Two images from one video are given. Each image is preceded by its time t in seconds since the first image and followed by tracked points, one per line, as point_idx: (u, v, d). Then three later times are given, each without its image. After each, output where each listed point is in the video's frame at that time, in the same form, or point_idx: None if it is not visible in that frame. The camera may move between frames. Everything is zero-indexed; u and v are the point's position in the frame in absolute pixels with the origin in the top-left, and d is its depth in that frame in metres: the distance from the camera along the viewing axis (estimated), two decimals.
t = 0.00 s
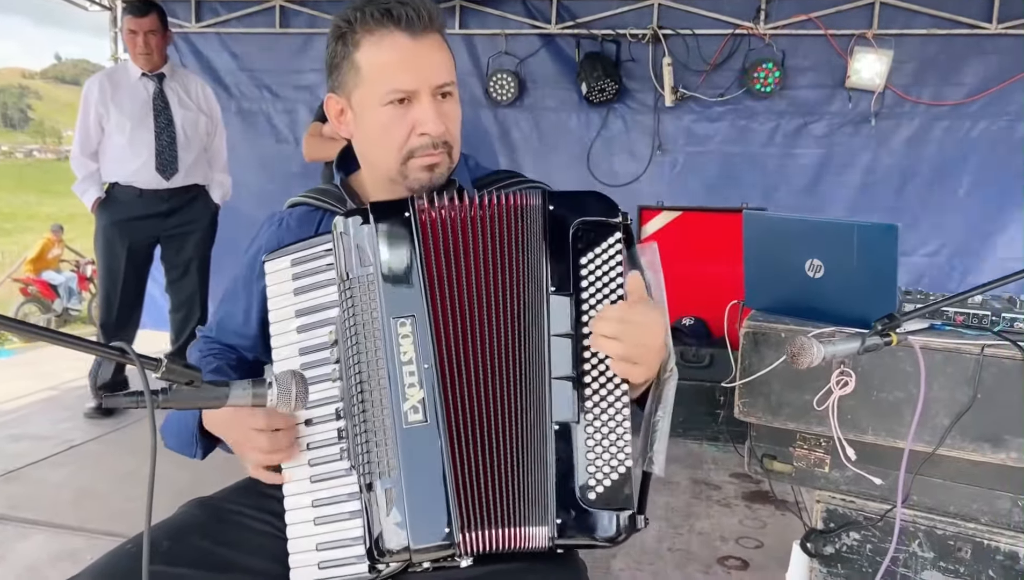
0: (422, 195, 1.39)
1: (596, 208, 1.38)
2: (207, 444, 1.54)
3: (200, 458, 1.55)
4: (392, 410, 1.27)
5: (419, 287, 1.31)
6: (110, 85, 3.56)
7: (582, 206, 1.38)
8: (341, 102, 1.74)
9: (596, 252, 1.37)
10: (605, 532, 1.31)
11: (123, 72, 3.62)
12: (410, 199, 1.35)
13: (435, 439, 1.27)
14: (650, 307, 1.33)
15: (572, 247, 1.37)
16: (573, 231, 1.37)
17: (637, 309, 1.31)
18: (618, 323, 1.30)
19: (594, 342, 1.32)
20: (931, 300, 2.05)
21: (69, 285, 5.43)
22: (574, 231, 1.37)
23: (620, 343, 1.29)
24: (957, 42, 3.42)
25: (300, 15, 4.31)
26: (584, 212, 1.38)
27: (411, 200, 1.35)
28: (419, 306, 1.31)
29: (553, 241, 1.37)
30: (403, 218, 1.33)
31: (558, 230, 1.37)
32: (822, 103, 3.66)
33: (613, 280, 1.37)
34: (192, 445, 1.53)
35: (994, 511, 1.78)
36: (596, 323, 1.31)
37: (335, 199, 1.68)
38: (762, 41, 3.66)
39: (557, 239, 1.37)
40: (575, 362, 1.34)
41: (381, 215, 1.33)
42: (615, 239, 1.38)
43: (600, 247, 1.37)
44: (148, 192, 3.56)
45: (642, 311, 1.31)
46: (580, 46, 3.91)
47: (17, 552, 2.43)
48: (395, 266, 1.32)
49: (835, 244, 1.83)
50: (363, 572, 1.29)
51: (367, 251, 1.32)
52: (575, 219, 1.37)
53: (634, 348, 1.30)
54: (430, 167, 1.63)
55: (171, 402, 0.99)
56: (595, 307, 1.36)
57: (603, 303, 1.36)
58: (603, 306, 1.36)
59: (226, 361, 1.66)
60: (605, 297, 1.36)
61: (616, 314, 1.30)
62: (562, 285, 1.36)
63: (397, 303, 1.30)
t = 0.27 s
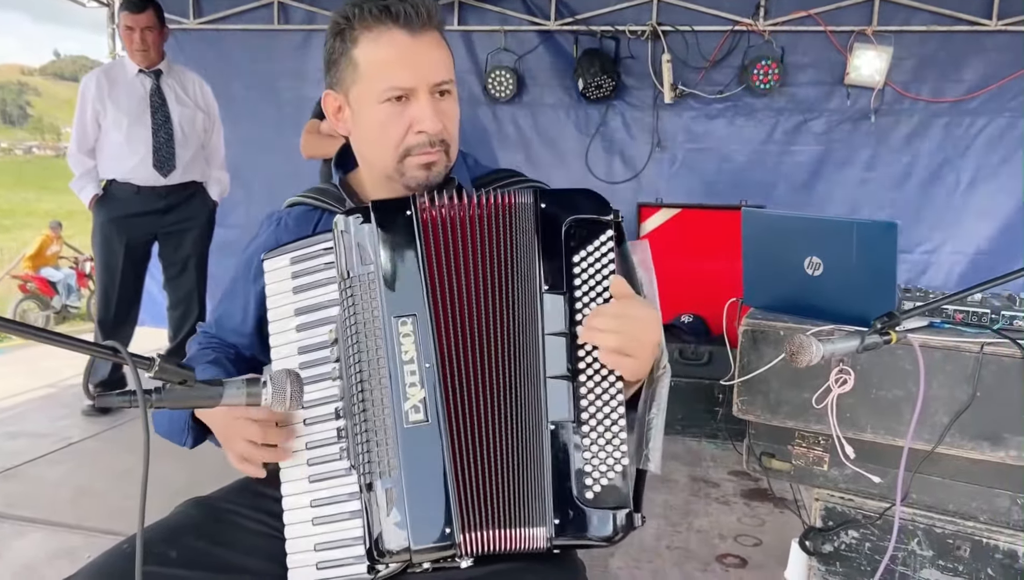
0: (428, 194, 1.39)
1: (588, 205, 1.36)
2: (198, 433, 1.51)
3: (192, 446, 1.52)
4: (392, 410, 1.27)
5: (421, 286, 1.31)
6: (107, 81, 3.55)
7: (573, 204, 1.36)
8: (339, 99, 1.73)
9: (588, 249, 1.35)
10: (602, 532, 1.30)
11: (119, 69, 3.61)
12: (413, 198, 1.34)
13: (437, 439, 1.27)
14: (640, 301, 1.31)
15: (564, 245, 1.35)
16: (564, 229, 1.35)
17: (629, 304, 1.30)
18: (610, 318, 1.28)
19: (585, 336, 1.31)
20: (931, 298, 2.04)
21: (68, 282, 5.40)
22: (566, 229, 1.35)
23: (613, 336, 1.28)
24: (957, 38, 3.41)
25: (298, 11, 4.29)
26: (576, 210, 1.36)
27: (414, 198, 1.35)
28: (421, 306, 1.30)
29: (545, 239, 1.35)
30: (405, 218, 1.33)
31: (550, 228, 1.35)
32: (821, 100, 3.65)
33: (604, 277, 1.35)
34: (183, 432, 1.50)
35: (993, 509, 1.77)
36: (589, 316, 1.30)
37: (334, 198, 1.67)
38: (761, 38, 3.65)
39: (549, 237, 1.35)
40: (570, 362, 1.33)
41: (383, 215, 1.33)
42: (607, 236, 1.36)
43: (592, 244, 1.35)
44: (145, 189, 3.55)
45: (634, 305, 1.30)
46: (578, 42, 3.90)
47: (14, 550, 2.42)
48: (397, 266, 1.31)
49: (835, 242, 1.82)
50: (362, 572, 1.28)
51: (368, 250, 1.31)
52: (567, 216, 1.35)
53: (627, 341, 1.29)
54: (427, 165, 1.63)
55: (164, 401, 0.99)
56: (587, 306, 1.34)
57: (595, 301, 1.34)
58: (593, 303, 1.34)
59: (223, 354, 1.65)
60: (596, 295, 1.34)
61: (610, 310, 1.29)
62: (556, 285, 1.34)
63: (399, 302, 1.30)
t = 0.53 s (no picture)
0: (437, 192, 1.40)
1: (599, 208, 1.37)
2: (191, 428, 1.50)
3: (184, 440, 1.52)
4: (404, 410, 1.27)
5: (429, 284, 1.31)
6: (102, 77, 3.53)
7: (585, 206, 1.37)
8: (339, 92, 1.72)
9: (596, 251, 1.36)
10: (599, 536, 1.29)
11: (116, 66, 3.60)
12: (424, 196, 1.35)
13: (447, 437, 1.26)
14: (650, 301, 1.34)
15: (573, 246, 1.36)
16: (573, 230, 1.36)
17: (637, 303, 1.32)
18: (621, 319, 1.31)
19: (589, 338, 1.32)
20: (929, 296, 2.04)
21: (65, 279, 5.40)
22: (575, 230, 1.36)
23: (620, 340, 1.30)
24: (956, 35, 3.40)
25: (296, 7, 4.27)
26: (585, 211, 1.37)
27: (427, 196, 1.35)
28: (433, 305, 1.31)
29: (555, 239, 1.36)
30: (416, 216, 1.34)
31: (559, 229, 1.36)
32: (820, 97, 3.64)
33: (612, 279, 1.35)
34: (174, 425, 1.50)
35: (991, 508, 1.77)
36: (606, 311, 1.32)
37: (332, 196, 1.66)
38: (760, 34, 3.63)
39: (557, 238, 1.36)
40: (574, 361, 1.33)
41: (394, 213, 1.33)
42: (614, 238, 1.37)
43: (603, 246, 1.36)
44: (142, 186, 3.54)
45: (647, 306, 1.32)
46: (577, 39, 3.89)
47: (9, 548, 2.41)
48: (406, 267, 1.31)
49: (835, 241, 1.82)
50: (363, 572, 1.28)
51: (378, 247, 1.32)
52: (577, 218, 1.36)
53: (638, 344, 1.30)
54: (424, 163, 1.62)
55: (158, 402, 0.98)
56: (593, 308, 1.34)
57: (599, 302, 1.35)
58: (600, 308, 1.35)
59: (214, 346, 1.63)
60: (603, 296, 1.35)
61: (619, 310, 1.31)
62: (563, 286, 1.34)
63: (411, 301, 1.30)
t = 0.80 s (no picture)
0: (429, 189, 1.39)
1: (605, 207, 1.37)
2: (176, 428, 1.50)
3: (169, 442, 1.51)
4: (396, 407, 1.26)
5: (423, 281, 1.31)
6: (95, 69, 3.50)
7: (591, 205, 1.37)
8: (339, 82, 1.70)
9: (601, 251, 1.36)
10: (592, 535, 1.29)
11: (108, 58, 3.56)
12: (415, 194, 1.35)
13: (439, 435, 1.26)
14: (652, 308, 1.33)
15: (578, 246, 1.36)
16: (579, 230, 1.36)
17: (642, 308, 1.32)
18: (623, 324, 1.30)
19: (593, 338, 1.32)
20: (923, 291, 2.04)
21: (57, 272, 5.22)
22: (580, 230, 1.36)
23: (627, 345, 1.30)
24: (951, 29, 3.40)
25: None
26: (590, 211, 1.37)
27: (416, 194, 1.35)
28: (424, 302, 1.30)
29: (560, 239, 1.35)
30: (409, 212, 1.33)
31: (565, 228, 1.36)
32: (815, 91, 3.64)
33: (616, 279, 1.35)
34: (161, 427, 1.49)
35: (983, 502, 1.77)
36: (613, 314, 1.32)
37: (328, 191, 1.65)
38: (755, 28, 3.63)
39: (562, 238, 1.35)
40: (574, 361, 1.32)
41: (384, 210, 1.32)
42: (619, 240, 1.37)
43: (607, 247, 1.36)
44: (135, 179, 3.51)
45: (649, 312, 1.32)
46: (571, 32, 3.87)
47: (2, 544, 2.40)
48: (397, 264, 1.30)
49: (827, 236, 1.81)
50: (355, 570, 1.27)
51: (368, 244, 1.31)
52: (582, 218, 1.36)
53: (639, 349, 1.30)
54: (423, 154, 1.61)
55: (149, 400, 0.97)
56: (595, 308, 1.34)
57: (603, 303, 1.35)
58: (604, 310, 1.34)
59: (201, 345, 1.61)
60: (606, 299, 1.35)
61: (623, 315, 1.32)
62: (566, 285, 1.34)
63: (402, 298, 1.29)
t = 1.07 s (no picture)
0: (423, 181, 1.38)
1: (613, 208, 1.37)
2: (161, 419, 1.48)
3: (154, 432, 1.50)
4: (388, 400, 1.25)
5: (418, 274, 1.30)
6: (82, 58, 3.44)
7: (600, 204, 1.37)
8: (331, 72, 1.68)
9: (608, 250, 1.35)
10: (585, 533, 1.29)
11: (95, 47, 3.50)
12: (409, 186, 1.34)
13: (432, 428, 1.25)
14: (655, 309, 1.34)
15: (584, 244, 1.35)
16: (586, 227, 1.35)
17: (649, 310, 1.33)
18: (626, 323, 1.31)
19: (595, 336, 1.31)
20: (913, 285, 2.04)
21: (44, 263, 5.23)
22: (588, 228, 1.35)
23: (631, 346, 1.30)
24: (941, 22, 3.39)
25: None
26: (599, 210, 1.37)
27: (410, 186, 1.34)
28: (417, 294, 1.29)
29: (567, 235, 1.35)
30: (403, 205, 1.33)
31: (573, 226, 1.35)
32: (806, 84, 3.63)
33: (622, 277, 1.35)
34: (145, 417, 1.48)
35: (971, 494, 1.78)
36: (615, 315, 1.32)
37: (319, 183, 1.63)
38: (746, 20, 3.62)
39: (570, 234, 1.35)
40: (575, 358, 1.31)
41: (378, 202, 1.31)
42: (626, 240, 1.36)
43: (614, 246, 1.35)
44: (123, 170, 3.47)
45: (653, 313, 1.32)
46: (562, 23, 3.85)
47: None
48: (389, 258, 1.29)
49: (818, 229, 1.81)
50: (346, 564, 1.26)
51: (361, 236, 1.29)
52: (591, 216, 1.35)
53: (642, 350, 1.30)
54: (415, 147, 1.59)
55: (135, 396, 0.96)
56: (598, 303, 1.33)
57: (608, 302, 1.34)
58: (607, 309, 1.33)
59: (192, 339, 1.60)
60: (609, 298, 1.34)
61: (628, 315, 1.32)
62: (571, 281, 1.33)
63: (396, 290, 1.28)
